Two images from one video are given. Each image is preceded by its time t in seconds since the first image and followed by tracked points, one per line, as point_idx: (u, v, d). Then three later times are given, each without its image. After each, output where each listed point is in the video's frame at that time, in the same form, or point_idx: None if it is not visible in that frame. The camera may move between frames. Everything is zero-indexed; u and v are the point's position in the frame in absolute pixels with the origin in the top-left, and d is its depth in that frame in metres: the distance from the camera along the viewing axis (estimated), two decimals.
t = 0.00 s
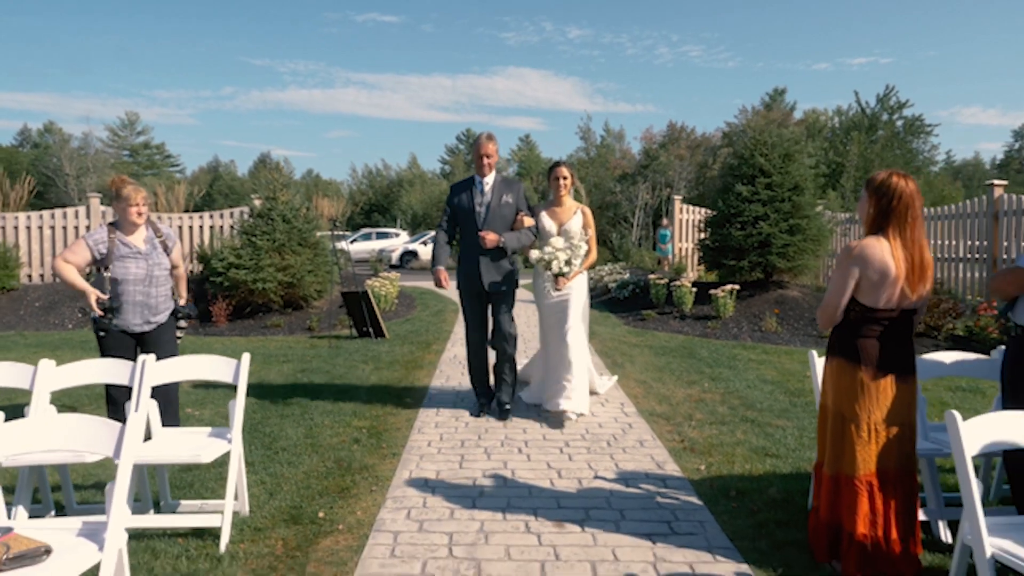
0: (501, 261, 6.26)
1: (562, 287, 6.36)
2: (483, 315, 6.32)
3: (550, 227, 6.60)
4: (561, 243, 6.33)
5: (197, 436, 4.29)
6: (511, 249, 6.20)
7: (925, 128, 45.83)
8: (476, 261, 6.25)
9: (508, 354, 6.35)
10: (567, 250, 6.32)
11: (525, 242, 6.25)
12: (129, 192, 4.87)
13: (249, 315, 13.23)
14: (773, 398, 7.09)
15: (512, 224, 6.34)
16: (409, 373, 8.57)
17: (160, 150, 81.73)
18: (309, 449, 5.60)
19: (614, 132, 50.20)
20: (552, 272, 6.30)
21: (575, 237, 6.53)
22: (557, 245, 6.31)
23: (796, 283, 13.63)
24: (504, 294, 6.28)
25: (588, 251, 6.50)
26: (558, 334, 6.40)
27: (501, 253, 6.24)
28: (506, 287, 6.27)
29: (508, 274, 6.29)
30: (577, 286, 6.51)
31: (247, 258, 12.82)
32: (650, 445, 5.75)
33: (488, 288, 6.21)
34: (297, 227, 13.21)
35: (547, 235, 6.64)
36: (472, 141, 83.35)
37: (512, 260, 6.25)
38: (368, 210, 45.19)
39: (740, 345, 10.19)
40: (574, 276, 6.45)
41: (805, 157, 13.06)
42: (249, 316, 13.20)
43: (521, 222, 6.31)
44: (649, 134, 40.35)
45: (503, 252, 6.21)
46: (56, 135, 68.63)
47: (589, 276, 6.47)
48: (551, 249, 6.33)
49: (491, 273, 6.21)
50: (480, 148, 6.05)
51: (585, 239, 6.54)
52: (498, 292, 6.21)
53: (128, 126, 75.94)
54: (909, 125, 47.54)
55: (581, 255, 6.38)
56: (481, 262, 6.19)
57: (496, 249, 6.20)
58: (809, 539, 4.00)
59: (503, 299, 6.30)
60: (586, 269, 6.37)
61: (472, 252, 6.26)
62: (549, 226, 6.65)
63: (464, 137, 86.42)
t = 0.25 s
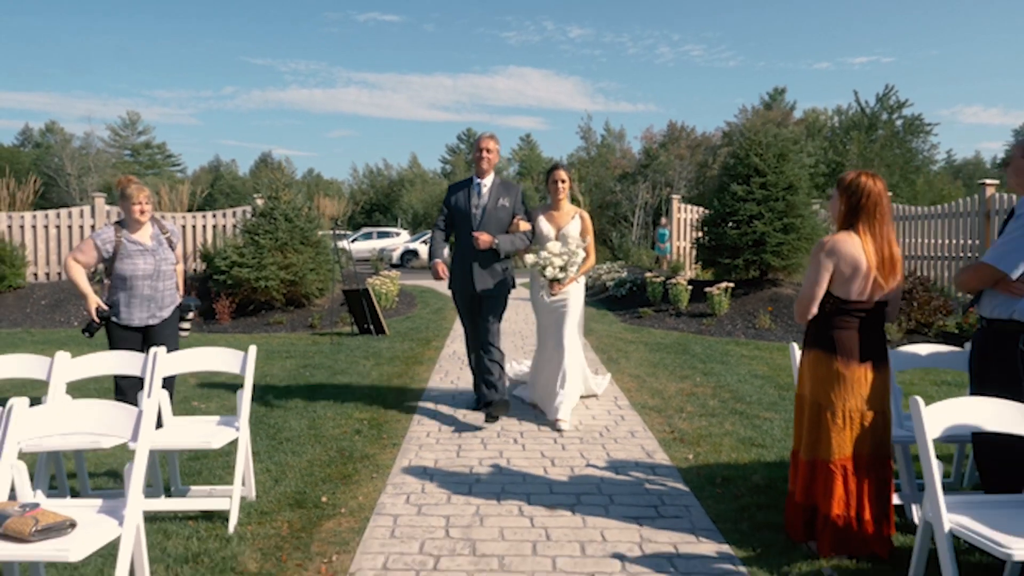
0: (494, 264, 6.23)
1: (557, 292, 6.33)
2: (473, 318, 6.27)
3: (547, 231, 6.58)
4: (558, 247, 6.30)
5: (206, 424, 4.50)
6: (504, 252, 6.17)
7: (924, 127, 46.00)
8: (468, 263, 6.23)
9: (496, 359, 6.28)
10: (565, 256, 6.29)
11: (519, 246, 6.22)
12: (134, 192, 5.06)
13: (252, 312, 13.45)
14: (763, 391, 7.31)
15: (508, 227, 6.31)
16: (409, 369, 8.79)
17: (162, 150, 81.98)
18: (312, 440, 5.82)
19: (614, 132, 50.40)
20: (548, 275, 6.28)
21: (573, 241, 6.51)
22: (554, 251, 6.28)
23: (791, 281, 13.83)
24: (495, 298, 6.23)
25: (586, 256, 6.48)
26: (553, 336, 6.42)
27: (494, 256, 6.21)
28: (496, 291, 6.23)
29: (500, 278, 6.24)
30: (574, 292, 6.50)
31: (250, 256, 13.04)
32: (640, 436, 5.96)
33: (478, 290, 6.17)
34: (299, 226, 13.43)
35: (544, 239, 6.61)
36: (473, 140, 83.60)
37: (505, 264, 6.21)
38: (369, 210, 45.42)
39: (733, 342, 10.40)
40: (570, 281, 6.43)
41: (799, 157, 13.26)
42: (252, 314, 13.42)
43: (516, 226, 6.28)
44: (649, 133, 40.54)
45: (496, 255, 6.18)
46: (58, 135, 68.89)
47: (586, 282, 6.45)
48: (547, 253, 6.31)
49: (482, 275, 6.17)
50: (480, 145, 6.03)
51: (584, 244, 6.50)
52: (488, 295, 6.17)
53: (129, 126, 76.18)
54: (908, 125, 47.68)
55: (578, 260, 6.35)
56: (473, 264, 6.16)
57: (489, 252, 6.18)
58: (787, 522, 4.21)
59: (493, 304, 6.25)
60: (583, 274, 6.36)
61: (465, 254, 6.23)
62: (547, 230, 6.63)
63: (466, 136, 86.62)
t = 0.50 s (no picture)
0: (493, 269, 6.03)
1: (557, 285, 6.48)
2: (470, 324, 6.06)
3: (546, 227, 6.70)
4: (556, 241, 6.45)
5: (216, 415, 4.70)
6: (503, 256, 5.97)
7: (924, 128, 46.16)
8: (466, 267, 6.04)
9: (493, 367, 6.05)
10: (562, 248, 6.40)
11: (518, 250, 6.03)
12: (142, 191, 5.24)
13: (255, 311, 13.66)
14: (755, 387, 7.51)
15: (507, 232, 6.15)
16: (410, 366, 8.99)
17: (164, 150, 82.22)
18: (317, 432, 6.02)
19: (615, 132, 50.59)
20: (546, 266, 6.36)
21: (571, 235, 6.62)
22: (551, 242, 6.40)
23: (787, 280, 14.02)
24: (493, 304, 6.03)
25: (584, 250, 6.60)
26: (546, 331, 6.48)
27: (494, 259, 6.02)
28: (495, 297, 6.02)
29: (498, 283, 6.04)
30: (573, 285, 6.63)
31: (254, 256, 13.25)
32: (634, 429, 6.15)
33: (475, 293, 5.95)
34: (302, 226, 13.63)
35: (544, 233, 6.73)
36: (474, 140, 83.89)
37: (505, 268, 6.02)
38: (370, 210, 45.63)
39: (729, 340, 10.59)
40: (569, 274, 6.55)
41: (794, 159, 13.46)
42: (256, 312, 13.63)
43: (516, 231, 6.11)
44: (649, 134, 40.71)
45: (495, 259, 5.99)
46: (61, 136, 69.14)
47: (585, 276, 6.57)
48: (545, 245, 6.43)
49: (481, 280, 5.96)
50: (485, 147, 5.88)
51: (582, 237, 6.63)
52: (486, 301, 5.97)
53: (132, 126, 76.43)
54: (909, 125, 47.80)
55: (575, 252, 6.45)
56: (471, 266, 5.95)
57: (488, 256, 5.99)
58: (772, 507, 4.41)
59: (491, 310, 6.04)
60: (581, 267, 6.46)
61: (463, 257, 6.03)
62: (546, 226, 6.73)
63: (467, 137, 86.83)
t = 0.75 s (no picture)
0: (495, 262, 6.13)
1: (560, 286, 6.33)
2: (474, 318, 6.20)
3: (548, 228, 6.53)
4: (559, 241, 6.29)
5: (230, 407, 4.91)
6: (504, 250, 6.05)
7: (925, 129, 46.26)
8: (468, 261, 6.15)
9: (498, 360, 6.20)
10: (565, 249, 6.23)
11: (518, 244, 6.10)
12: (161, 191, 5.44)
13: (260, 310, 13.87)
14: (750, 383, 7.70)
15: (509, 225, 6.22)
16: (414, 363, 9.19)
17: (166, 150, 82.49)
18: (324, 426, 6.23)
19: (617, 133, 50.76)
20: (550, 268, 6.20)
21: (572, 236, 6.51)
22: (554, 244, 6.24)
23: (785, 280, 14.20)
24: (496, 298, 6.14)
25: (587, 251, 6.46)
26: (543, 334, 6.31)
27: (495, 254, 6.12)
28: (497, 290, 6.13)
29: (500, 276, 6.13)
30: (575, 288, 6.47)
31: (259, 256, 13.45)
32: (632, 423, 6.35)
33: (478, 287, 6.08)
34: (307, 226, 13.83)
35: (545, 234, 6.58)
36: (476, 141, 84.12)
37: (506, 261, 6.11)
38: (373, 210, 45.85)
39: (727, 339, 10.78)
40: (572, 275, 6.38)
41: (792, 160, 13.66)
42: (261, 311, 13.84)
43: (518, 224, 6.18)
44: (650, 135, 40.86)
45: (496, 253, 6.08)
46: (65, 136, 69.45)
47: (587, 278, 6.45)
48: (548, 245, 6.26)
49: (482, 274, 6.07)
50: (486, 140, 5.97)
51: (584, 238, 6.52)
52: (488, 294, 6.08)
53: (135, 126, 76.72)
54: (909, 126, 47.93)
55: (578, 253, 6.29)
56: (472, 261, 6.07)
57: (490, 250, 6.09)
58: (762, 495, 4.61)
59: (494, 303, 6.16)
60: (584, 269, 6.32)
61: (465, 252, 6.16)
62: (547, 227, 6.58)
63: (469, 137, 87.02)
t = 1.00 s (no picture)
0: (494, 264, 6.04)
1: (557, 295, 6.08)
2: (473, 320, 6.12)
3: (548, 232, 6.38)
4: (558, 247, 6.09)
5: (243, 398, 5.13)
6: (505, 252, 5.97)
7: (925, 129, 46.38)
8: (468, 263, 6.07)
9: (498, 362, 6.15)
10: (565, 256, 6.05)
11: (519, 246, 6.00)
12: (183, 192, 5.67)
13: (265, 307, 14.10)
14: (745, 379, 7.91)
15: (510, 227, 6.10)
16: (417, 359, 9.42)
17: (168, 149, 82.74)
18: (331, 419, 6.45)
19: (618, 133, 50.96)
20: (547, 275, 6.02)
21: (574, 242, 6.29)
22: (553, 249, 6.05)
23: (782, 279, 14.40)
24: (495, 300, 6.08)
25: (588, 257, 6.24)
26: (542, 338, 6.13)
27: (495, 255, 6.02)
28: (496, 292, 6.06)
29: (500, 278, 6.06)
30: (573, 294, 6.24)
31: (265, 254, 13.67)
32: (629, 416, 6.56)
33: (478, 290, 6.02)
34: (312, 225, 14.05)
35: (546, 238, 6.40)
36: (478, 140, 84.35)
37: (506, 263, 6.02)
38: (374, 209, 46.06)
39: (723, 336, 10.98)
40: (570, 283, 6.15)
41: (789, 161, 13.86)
42: (266, 309, 14.07)
43: (519, 225, 6.07)
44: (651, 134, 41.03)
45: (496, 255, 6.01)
46: (67, 135, 69.70)
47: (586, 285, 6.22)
48: (547, 253, 6.05)
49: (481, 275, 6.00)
50: (483, 139, 5.88)
51: (585, 245, 6.27)
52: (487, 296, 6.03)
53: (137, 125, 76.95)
54: (909, 125, 48.05)
55: (579, 260, 6.10)
56: (471, 264, 6.00)
57: (490, 252, 6.01)
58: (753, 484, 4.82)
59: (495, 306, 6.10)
60: (583, 276, 6.12)
61: (465, 253, 6.09)
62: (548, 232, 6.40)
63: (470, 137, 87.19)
